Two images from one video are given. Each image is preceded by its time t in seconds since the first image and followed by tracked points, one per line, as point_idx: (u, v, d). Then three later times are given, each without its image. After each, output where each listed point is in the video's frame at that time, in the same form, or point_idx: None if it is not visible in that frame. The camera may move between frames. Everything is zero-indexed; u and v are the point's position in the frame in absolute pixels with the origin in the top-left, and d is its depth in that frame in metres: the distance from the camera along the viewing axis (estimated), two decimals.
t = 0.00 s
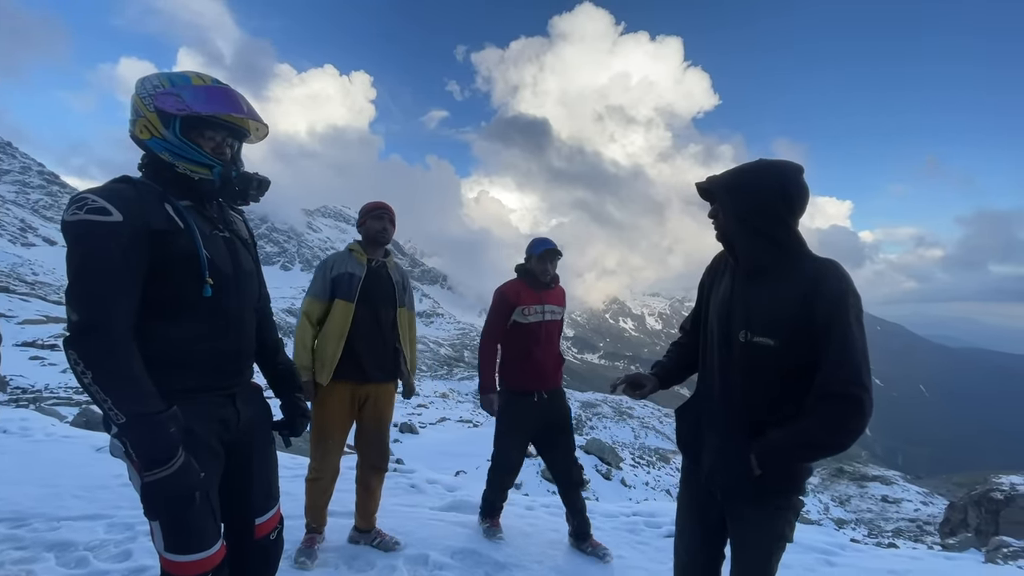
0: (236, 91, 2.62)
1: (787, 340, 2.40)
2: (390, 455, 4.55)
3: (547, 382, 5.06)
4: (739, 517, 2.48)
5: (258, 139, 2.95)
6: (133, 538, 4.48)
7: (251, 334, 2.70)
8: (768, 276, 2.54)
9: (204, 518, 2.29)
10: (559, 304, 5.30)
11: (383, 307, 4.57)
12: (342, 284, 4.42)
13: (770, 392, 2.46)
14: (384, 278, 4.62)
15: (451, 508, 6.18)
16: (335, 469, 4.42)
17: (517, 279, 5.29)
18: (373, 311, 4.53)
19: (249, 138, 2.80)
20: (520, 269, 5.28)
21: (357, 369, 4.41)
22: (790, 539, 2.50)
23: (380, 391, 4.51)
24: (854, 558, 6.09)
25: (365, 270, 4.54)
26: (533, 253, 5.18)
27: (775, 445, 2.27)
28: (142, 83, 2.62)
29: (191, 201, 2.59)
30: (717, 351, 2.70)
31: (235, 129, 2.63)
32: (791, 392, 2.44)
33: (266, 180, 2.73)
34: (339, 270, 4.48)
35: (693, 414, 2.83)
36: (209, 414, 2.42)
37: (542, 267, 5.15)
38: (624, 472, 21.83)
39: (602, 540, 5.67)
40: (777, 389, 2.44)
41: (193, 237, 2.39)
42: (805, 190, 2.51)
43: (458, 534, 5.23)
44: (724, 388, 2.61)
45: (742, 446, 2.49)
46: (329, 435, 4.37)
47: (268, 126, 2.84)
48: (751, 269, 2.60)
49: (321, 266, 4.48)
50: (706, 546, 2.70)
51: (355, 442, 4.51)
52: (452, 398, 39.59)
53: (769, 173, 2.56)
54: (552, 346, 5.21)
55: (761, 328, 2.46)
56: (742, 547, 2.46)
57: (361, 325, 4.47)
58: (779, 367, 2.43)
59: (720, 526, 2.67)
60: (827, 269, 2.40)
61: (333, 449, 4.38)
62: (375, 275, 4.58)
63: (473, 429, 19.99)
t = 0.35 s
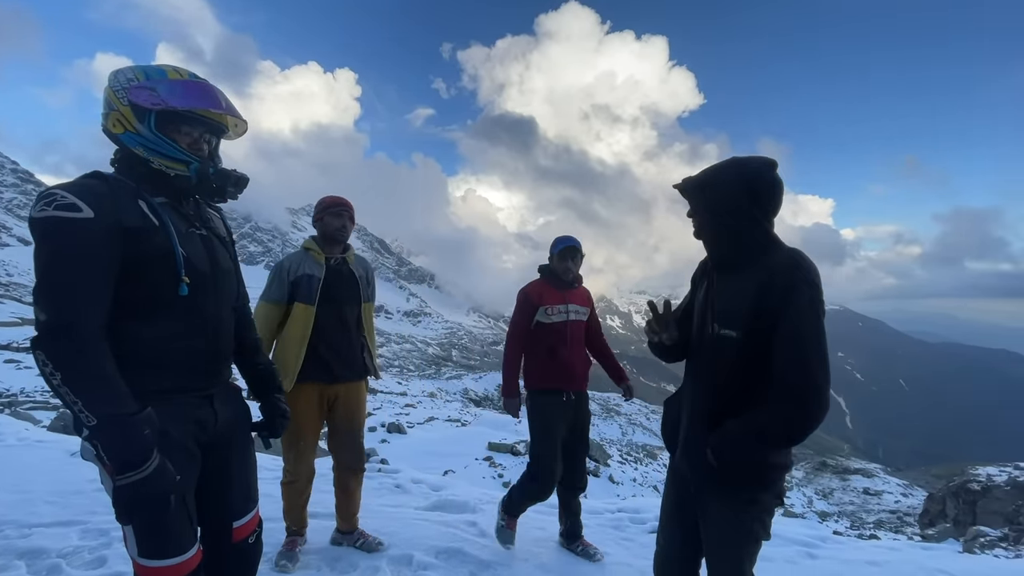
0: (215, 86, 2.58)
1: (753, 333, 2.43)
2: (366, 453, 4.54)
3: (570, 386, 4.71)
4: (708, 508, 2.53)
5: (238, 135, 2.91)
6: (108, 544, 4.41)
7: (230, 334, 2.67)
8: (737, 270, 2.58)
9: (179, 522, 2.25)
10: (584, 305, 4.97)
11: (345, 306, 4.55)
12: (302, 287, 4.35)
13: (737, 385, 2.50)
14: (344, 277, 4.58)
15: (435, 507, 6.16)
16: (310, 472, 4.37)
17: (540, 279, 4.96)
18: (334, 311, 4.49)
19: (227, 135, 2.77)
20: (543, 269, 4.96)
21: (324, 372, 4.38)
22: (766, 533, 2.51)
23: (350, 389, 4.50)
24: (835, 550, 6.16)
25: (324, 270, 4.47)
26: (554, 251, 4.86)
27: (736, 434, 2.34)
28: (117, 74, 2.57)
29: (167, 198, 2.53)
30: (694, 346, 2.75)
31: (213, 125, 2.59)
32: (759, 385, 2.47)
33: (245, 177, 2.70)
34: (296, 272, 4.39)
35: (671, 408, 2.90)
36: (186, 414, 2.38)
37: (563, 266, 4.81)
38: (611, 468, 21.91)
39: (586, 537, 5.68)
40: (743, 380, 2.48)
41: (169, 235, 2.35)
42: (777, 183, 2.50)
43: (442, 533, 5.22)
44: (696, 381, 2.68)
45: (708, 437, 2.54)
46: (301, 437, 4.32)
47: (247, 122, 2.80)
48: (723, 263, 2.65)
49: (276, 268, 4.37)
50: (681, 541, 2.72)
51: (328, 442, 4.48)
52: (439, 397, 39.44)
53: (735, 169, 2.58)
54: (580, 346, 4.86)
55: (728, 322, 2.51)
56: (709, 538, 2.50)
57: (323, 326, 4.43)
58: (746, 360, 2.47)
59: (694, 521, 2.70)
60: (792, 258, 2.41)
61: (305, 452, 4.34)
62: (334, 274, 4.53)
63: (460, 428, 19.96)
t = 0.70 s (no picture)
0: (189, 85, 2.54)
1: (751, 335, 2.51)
2: (342, 455, 4.52)
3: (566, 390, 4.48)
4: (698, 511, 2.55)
5: (214, 135, 2.87)
6: (79, 554, 4.33)
7: (206, 337, 2.63)
8: (731, 268, 2.62)
9: (152, 529, 2.22)
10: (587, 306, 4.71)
11: (315, 308, 4.51)
12: (269, 291, 4.30)
13: (730, 386, 2.54)
14: (312, 278, 4.54)
15: (417, 508, 6.15)
16: (285, 477, 4.34)
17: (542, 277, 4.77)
18: (304, 314, 4.45)
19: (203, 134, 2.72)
20: (545, 267, 4.75)
21: (297, 376, 4.34)
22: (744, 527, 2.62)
23: (324, 392, 4.47)
24: (811, 541, 6.27)
25: (292, 273, 4.42)
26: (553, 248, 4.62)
27: (748, 437, 2.38)
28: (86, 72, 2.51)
29: (139, 199, 2.48)
30: (677, 345, 2.73)
31: (187, 124, 2.55)
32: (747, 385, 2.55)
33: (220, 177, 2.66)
34: (263, 276, 4.32)
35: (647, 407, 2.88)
36: (161, 418, 2.35)
37: (561, 263, 4.57)
38: (595, 464, 22.05)
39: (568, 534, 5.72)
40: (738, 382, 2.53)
41: (140, 236, 2.31)
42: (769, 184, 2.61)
43: (423, 534, 5.21)
44: (684, 383, 2.66)
45: (702, 440, 2.55)
46: (276, 443, 4.27)
47: (223, 121, 2.76)
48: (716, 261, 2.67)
49: (240, 272, 4.29)
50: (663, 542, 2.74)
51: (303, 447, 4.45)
52: (423, 396, 39.30)
53: (738, 167, 2.61)
54: (577, 349, 4.61)
55: (726, 323, 2.54)
56: (702, 540, 2.53)
57: (293, 329, 4.38)
58: (740, 361, 2.53)
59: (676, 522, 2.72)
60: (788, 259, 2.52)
61: (280, 457, 4.30)
62: (302, 276, 4.49)
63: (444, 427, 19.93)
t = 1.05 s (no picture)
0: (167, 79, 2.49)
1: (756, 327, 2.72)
2: (327, 455, 4.49)
3: (556, 389, 4.45)
4: (708, 503, 2.68)
5: (192, 131, 2.82)
6: (54, 561, 4.24)
7: (187, 336, 2.58)
8: (729, 260, 2.79)
9: (128, 533, 2.19)
10: (574, 300, 4.70)
11: (299, 307, 4.46)
12: (252, 291, 4.26)
13: (739, 377, 2.69)
14: (296, 276, 4.49)
15: (403, 507, 6.12)
16: (269, 478, 4.29)
17: (524, 273, 4.74)
18: (288, 313, 4.40)
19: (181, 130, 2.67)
20: (527, 262, 4.73)
21: (281, 375, 4.29)
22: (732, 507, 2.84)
23: (309, 392, 4.43)
24: (794, 531, 6.35)
25: (274, 271, 4.38)
26: (536, 242, 4.63)
27: (771, 427, 2.60)
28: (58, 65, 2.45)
29: (115, 195, 2.43)
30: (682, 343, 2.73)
31: (165, 119, 2.50)
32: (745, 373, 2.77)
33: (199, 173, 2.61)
34: (245, 276, 4.29)
35: (645, 405, 2.83)
36: (142, 419, 2.30)
37: (545, 257, 4.58)
38: (582, 460, 22.15)
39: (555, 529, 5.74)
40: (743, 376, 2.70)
41: (118, 233, 2.26)
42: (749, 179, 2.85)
43: (410, 533, 5.18)
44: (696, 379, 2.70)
45: (714, 433, 2.68)
46: (259, 446, 4.22)
47: (202, 116, 2.71)
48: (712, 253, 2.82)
49: (223, 272, 4.27)
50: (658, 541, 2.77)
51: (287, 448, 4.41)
52: (409, 394, 39.17)
53: (730, 163, 2.80)
54: (567, 345, 4.59)
55: (737, 318, 2.68)
56: (709, 530, 2.68)
57: (277, 328, 4.33)
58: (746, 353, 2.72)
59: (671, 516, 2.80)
60: (773, 253, 2.80)
61: (264, 458, 4.25)
62: (285, 275, 4.44)
63: (431, 425, 19.88)
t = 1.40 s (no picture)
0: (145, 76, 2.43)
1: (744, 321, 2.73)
2: (314, 456, 4.43)
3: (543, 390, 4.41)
4: (699, 498, 2.69)
5: (172, 128, 2.75)
6: (30, 569, 4.16)
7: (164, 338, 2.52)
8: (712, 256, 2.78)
9: (105, 540, 2.14)
10: (550, 294, 4.67)
11: (286, 306, 4.39)
12: (237, 289, 4.20)
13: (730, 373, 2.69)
14: (283, 275, 4.42)
15: (390, 507, 6.08)
16: (255, 480, 4.22)
17: (496, 272, 4.69)
18: (275, 312, 4.34)
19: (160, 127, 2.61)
20: (498, 261, 4.69)
21: (268, 375, 4.23)
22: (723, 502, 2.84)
23: (297, 391, 4.37)
24: (779, 524, 6.40)
25: (261, 270, 4.31)
26: (505, 240, 4.60)
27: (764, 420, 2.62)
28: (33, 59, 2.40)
29: (87, 194, 2.35)
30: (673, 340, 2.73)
31: (142, 116, 2.44)
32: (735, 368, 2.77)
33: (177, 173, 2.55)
34: (230, 275, 4.23)
35: (636, 404, 2.84)
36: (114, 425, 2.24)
37: (517, 253, 4.54)
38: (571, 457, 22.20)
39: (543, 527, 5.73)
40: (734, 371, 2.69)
41: (89, 232, 2.22)
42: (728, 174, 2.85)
43: (396, 533, 5.15)
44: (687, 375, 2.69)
45: (705, 428, 2.68)
46: (245, 447, 4.17)
47: (181, 114, 2.65)
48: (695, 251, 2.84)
49: (208, 271, 4.21)
50: (647, 537, 2.78)
51: (274, 449, 4.35)
52: (398, 393, 39.01)
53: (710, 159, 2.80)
54: (548, 343, 4.53)
55: (726, 313, 2.68)
56: (700, 526, 2.68)
57: (264, 328, 4.27)
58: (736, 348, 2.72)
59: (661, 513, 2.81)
60: (758, 247, 2.79)
61: (250, 459, 4.20)
62: (272, 273, 4.37)
63: (419, 424, 19.80)
